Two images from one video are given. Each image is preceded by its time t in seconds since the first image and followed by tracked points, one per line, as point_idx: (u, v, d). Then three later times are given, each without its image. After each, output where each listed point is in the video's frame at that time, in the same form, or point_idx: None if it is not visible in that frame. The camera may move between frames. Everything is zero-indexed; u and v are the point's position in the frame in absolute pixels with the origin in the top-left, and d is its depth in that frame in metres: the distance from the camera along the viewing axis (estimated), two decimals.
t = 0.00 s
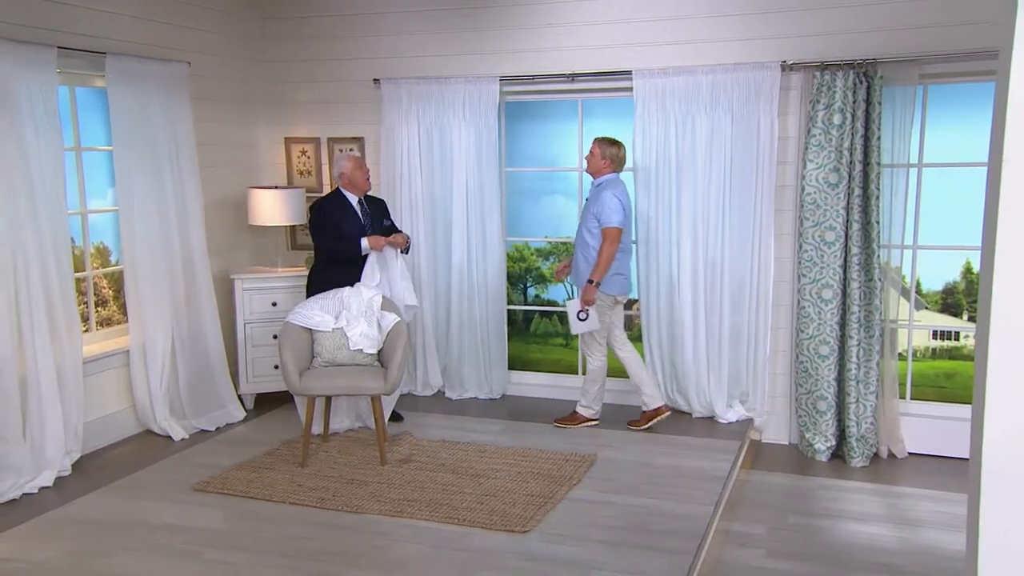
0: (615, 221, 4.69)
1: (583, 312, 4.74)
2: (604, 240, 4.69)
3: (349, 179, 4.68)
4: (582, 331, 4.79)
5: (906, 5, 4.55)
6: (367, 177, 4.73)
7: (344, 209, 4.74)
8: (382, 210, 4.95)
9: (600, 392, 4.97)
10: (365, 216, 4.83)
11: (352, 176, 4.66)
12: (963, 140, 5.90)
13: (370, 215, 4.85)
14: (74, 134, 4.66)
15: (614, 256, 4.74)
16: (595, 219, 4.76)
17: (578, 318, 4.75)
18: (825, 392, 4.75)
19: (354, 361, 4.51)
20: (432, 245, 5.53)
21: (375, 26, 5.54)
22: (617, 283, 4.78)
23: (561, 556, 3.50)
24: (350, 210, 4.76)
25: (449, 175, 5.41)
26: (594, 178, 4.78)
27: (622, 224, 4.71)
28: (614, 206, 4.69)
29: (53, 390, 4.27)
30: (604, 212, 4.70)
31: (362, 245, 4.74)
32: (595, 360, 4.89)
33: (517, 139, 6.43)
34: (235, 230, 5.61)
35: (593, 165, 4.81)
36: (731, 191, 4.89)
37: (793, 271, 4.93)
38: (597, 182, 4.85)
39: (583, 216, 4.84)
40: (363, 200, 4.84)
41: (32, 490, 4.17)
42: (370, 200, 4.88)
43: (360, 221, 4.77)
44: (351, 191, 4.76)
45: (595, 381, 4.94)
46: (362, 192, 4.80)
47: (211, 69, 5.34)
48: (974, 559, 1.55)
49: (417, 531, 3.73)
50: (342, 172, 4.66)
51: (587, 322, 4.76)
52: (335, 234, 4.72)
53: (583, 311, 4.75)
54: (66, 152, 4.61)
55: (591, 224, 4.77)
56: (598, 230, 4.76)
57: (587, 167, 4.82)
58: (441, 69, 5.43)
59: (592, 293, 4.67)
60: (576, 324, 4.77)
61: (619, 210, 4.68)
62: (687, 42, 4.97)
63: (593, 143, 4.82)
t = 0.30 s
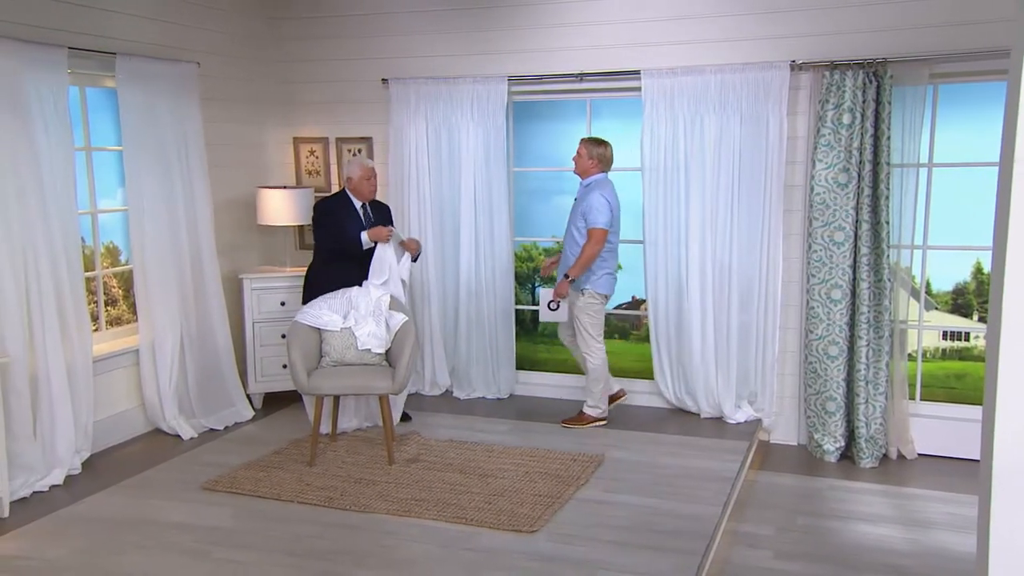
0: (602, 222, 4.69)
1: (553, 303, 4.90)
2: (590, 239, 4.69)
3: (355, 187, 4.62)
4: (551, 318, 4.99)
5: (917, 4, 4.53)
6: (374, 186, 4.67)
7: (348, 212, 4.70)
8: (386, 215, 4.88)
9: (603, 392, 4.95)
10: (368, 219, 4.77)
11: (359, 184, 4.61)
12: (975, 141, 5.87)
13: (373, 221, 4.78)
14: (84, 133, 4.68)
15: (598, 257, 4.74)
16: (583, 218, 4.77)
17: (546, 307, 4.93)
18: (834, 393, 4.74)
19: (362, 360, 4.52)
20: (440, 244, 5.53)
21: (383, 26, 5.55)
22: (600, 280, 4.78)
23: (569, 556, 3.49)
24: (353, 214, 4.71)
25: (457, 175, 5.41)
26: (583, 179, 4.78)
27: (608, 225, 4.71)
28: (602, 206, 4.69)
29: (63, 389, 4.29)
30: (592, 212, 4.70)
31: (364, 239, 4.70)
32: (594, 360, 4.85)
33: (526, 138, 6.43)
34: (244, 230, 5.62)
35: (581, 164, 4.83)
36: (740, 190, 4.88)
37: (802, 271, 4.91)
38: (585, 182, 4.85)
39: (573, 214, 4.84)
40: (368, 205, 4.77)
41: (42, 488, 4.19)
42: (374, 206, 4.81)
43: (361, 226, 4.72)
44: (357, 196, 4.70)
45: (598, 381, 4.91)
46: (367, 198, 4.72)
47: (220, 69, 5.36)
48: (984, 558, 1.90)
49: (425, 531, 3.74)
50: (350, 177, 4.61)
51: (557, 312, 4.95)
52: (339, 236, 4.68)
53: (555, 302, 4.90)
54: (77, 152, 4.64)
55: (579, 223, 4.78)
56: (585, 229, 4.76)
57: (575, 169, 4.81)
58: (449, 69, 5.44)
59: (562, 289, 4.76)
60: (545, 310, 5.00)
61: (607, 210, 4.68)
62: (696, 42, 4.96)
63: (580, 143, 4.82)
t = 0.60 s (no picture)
0: (602, 221, 4.71)
1: (567, 309, 4.79)
2: (593, 240, 4.69)
3: (364, 189, 4.61)
4: (565, 327, 4.85)
5: (928, 4, 4.51)
6: (383, 188, 4.66)
7: (354, 212, 4.70)
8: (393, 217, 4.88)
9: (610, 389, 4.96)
10: (374, 220, 4.77)
11: (367, 185, 4.60)
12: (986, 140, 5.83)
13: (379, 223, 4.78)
14: (95, 134, 4.70)
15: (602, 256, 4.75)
16: (582, 218, 4.77)
17: (561, 315, 4.80)
18: (844, 394, 4.72)
19: (371, 360, 4.53)
20: (448, 244, 5.54)
21: (392, 26, 5.56)
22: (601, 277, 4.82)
23: (577, 556, 3.49)
24: (360, 215, 4.71)
25: (466, 175, 5.41)
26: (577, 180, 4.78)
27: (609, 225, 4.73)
28: (601, 206, 4.71)
29: (74, 388, 4.32)
30: (591, 212, 4.71)
31: (371, 239, 4.70)
32: (597, 356, 4.87)
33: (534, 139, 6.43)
34: (253, 229, 5.64)
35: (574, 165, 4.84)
36: (749, 190, 4.87)
37: (812, 272, 4.90)
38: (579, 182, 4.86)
39: (569, 215, 4.84)
40: (375, 207, 4.77)
41: (53, 487, 4.22)
42: (382, 208, 4.81)
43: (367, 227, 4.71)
44: (364, 197, 4.71)
45: (603, 378, 4.92)
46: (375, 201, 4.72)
47: (229, 70, 5.38)
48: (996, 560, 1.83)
49: (433, 530, 3.74)
50: (359, 179, 4.60)
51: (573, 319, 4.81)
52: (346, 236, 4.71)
53: (567, 308, 4.80)
54: (88, 152, 4.66)
55: (578, 223, 4.78)
56: (585, 229, 4.77)
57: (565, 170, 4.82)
58: (458, 68, 5.44)
59: (576, 291, 4.69)
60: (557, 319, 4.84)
61: (606, 210, 4.69)
62: (705, 41, 4.95)
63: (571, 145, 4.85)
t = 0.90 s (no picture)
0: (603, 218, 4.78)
1: (582, 308, 4.81)
2: (596, 237, 4.77)
3: (367, 184, 4.64)
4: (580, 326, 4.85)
5: (940, 3, 4.48)
6: (387, 183, 4.69)
7: (360, 210, 4.70)
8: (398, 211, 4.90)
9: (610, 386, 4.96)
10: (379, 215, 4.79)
11: (370, 180, 4.63)
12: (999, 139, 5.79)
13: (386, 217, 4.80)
14: (107, 133, 4.73)
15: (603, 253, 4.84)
16: (582, 215, 4.80)
17: (577, 315, 4.81)
18: (854, 394, 4.70)
19: (380, 359, 4.54)
20: (457, 243, 5.54)
21: (401, 26, 5.57)
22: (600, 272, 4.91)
23: (586, 557, 3.49)
24: (366, 211, 4.71)
25: (476, 175, 5.41)
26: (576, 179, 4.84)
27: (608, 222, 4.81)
28: (601, 203, 4.76)
29: (86, 386, 4.34)
30: (592, 209, 4.76)
31: (372, 229, 4.68)
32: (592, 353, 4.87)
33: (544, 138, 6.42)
34: (263, 229, 5.65)
35: (572, 164, 4.84)
36: (759, 190, 4.86)
37: (822, 272, 4.88)
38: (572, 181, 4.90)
39: (567, 212, 4.86)
40: (379, 202, 4.79)
41: (64, 485, 4.24)
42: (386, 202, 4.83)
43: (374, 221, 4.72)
44: (369, 194, 4.71)
45: (602, 374, 4.92)
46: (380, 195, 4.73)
47: (239, 70, 5.40)
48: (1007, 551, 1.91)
49: (442, 530, 3.75)
50: (362, 175, 4.64)
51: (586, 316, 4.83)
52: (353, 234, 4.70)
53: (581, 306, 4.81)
54: (99, 152, 4.68)
55: (576, 219, 4.80)
56: (585, 226, 4.81)
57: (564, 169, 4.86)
58: (467, 68, 5.45)
59: (592, 289, 4.72)
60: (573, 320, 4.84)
61: (606, 206, 4.75)
62: (715, 41, 4.94)
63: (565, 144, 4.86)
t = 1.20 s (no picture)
0: (608, 216, 4.77)
1: (576, 301, 4.80)
2: (600, 235, 4.76)
3: (379, 183, 4.65)
4: (572, 318, 4.85)
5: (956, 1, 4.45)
6: (398, 182, 4.70)
7: (371, 209, 4.71)
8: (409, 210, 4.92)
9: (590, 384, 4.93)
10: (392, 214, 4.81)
11: (383, 179, 4.64)
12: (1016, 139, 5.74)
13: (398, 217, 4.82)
14: (122, 133, 4.76)
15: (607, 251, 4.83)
16: (588, 214, 4.81)
17: (569, 307, 4.80)
18: (868, 395, 4.68)
19: (393, 359, 4.55)
20: (470, 243, 5.55)
21: (414, 26, 5.58)
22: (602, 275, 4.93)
23: (598, 557, 3.49)
24: (378, 211, 4.73)
25: (487, 175, 5.42)
26: (578, 178, 4.85)
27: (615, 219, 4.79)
28: (605, 201, 4.76)
29: (100, 384, 4.38)
30: (597, 207, 4.77)
31: (377, 225, 4.69)
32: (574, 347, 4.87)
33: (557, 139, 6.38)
34: (276, 229, 5.68)
35: (574, 163, 4.87)
36: (772, 190, 4.84)
37: (835, 272, 4.86)
38: (575, 181, 4.91)
39: (572, 212, 4.87)
40: (391, 201, 4.81)
41: (79, 482, 4.27)
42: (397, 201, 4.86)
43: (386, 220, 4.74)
44: (380, 192, 4.73)
45: (584, 370, 4.93)
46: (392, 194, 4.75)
47: (253, 70, 5.43)
48: None
49: (453, 529, 3.75)
50: (373, 173, 4.64)
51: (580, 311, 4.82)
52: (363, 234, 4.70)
53: (577, 300, 4.80)
54: (114, 152, 4.72)
55: (583, 218, 4.82)
56: (591, 225, 4.82)
57: (565, 167, 4.89)
58: (480, 68, 5.45)
59: (589, 284, 4.67)
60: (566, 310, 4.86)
61: (610, 205, 4.76)
62: (728, 40, 4.92)
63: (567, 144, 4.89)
